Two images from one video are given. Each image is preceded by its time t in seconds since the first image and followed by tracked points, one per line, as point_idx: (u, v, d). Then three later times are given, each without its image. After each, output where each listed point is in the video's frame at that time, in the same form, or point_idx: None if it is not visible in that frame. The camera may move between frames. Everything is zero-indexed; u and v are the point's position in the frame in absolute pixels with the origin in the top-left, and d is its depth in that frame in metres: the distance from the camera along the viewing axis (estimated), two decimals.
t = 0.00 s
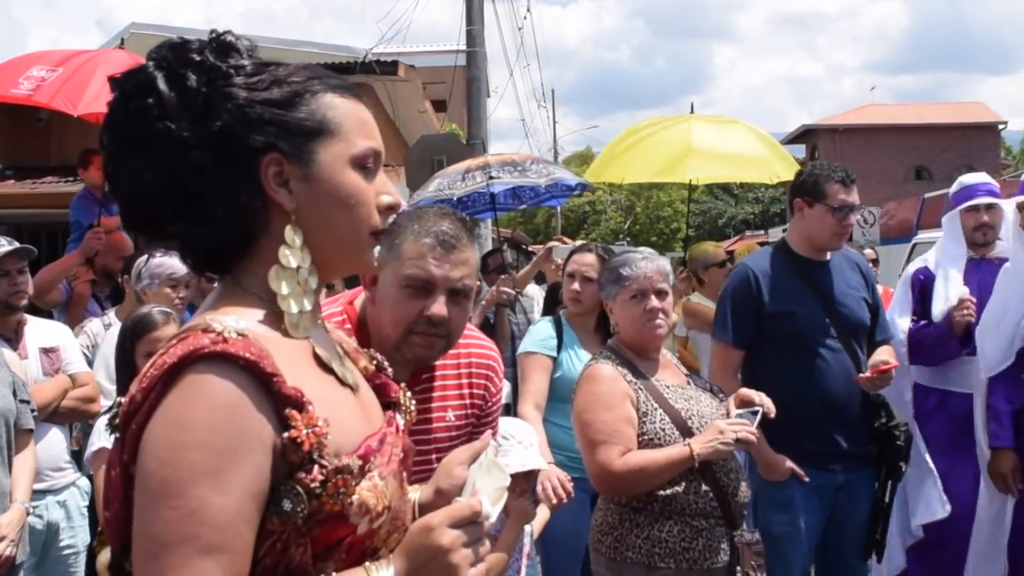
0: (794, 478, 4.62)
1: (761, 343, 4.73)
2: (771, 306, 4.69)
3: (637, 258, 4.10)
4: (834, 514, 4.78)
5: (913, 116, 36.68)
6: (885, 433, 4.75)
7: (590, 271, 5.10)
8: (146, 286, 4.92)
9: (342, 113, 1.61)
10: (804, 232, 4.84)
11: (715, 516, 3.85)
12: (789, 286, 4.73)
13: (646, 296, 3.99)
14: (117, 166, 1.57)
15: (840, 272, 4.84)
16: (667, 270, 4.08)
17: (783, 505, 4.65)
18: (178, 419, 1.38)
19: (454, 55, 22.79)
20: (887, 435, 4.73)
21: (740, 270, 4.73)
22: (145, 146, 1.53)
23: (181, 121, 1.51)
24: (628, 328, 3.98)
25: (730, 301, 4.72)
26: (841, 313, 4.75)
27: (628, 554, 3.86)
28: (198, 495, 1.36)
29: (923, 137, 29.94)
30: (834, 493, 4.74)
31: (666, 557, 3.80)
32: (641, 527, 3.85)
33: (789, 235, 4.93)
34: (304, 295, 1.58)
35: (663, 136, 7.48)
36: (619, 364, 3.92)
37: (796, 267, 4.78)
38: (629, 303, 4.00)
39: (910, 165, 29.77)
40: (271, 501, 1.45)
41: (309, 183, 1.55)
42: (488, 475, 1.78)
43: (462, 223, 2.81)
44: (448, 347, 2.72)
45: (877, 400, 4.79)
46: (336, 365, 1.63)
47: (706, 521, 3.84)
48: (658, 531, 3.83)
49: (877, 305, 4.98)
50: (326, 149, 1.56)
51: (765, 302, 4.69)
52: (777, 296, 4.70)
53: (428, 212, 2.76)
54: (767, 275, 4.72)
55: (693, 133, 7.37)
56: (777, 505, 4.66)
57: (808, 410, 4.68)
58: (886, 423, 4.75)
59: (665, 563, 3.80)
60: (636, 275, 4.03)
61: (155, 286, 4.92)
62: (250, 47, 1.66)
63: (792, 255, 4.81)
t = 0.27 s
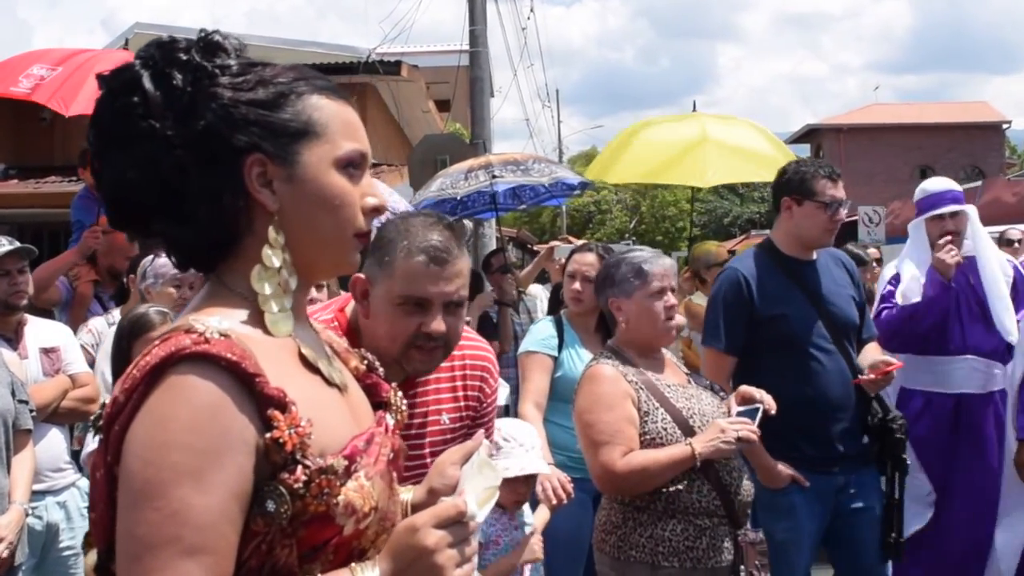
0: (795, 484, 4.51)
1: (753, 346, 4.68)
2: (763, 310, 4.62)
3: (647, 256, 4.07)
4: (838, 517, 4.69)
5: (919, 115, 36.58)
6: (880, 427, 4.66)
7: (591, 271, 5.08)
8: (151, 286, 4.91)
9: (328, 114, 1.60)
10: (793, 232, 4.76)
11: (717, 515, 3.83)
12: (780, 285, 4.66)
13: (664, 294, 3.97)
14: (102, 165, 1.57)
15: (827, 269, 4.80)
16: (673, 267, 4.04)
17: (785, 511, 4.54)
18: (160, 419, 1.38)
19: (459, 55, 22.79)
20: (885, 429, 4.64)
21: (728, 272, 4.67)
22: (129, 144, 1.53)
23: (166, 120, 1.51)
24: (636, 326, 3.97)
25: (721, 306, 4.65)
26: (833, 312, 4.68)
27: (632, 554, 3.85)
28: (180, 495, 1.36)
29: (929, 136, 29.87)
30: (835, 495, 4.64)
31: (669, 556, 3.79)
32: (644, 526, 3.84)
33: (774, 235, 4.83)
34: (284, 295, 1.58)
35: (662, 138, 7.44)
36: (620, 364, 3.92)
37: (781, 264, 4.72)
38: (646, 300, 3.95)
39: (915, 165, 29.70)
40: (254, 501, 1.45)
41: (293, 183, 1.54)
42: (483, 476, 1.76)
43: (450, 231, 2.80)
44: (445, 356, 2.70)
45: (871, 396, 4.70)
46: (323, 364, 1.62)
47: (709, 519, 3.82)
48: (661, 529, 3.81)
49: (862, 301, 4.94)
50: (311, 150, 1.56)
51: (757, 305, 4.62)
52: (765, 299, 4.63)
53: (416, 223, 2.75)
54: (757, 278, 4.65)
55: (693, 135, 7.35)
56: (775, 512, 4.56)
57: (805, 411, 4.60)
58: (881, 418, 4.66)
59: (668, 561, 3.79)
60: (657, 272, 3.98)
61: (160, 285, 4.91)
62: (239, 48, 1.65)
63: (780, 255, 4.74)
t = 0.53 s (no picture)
0: (804, 487, 4.42)
1: (764, 349, 4.55)
2: (776, 313, 4.50)
3: (658, 254, 4.05)
4: (846, 520, 4.63)
5: (926, 116, 36.44)
6: (891, 429, 4.62)
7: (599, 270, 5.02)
8: (160, 283, 4.87)
9: (329, 105, 1.56)
10: (809, 231, 4.62)
11: (725, 514, 3.78)
12: (792, 286, 4.55)
13: (675, 294, 3.96)
14: (98, 154, 1.54)
15: (836, 267, 4.71)
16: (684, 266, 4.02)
17: (795, 516, 4.45)
18: (151, 415, 1.35)
19: (464, 54, 22.73)
20: (896, 432, 4.61)
21: (739, 274, 4.53)
22: (125, 132, 1.49)
23: (162, 108, 1.48)
24: (645, 323, 3.94)
25: (732, 309, 4.51)
26: (845, 313, 4.59)
27: (639, 553, 3.81)
28: (171, 494, 1.33)
29: (936, 136, 29.75)
30: (845, 498, 4.58)
31: (677, 556, 3.75)
32: (651, 526, 3.80)
33: (787, 235, 4.69)
34: (282, 289, 1.55)
35: (666, 134, 7.38)
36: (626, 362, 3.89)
37: (792, 265, 4.60)
38: (658, 299, 3.93)
39: (922, 165, 29.58)
40: (248, 500, 1.41)
41: (291, 174, 1.50)
42: (487, 475, 1.73)
43: (429, 230, 2.76)
44: (421, 361, 2.66)
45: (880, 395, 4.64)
46: (321, 361, 1.58)
47: (716, 519, 3.77)
48: (667, 529, 3.77)
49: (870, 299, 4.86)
50: (310, 141, 1.52)
51: (768, 307, 4.50)
52: (777, 302, 4.51)
53: (394, 223, 2.70)
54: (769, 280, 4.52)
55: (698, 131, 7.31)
56: (787, 518, 4.46)
57: (819, 415, 4.49)
58: (891, 421, 4.62)
59: (675, 561, 3.75)
60: (671, 269, 3.97)
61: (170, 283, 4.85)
62: (240, 36, 1.61)
63: (790, 253, 4.61)
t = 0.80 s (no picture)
0: (829, 490, 4.23)
1: (793, 346, 4.31)
2: (807, 308, 4.27)
3: (675, 258, 3.97)
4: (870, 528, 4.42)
5: (939, 117, 36.23)
6: (919, 436, 4.41)
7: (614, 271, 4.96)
8: (169, 278, 4.81)
9: (332, 98, 1.50)
10: (847, 228, 4.40)
11: (733, 514, 3.72)
12: (823, 281, 4.33)
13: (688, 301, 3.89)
14: (91, 144, 1.48)
15: (869, 269, 4.51)
16: (701, 273, 3.94)
17: (817, 518, 4.27)
18: (139, 419, 1.29)
19: (475, 51, 22.64)
20: (925, 439, 4.40)
21: (769, 269, 4.30)
22: (119, 121, 1.43)
23: (159, 96, 1.42)
24: (654, 325, 3.88)
25: (761, 303, 4.28)
26: (876, 311, 4.37)
27: (644, 554, 3.75)
28: (160, 500, 1.27)
29: (948, 137, 29.58)
30: (870, 503, 4.36)
31: (683, 557, 3.68)
32: (658, 526, 3.73)
33: (821, 232, 4.46)
34: (278, 288, 1.49)
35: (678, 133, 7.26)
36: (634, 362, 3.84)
37: (825, 263, 4.37)
38: (670, 304, 3.87)
39: (934, 166, 29.41)
40: (241, 507, 1.36)
41: (290, 169, 1.44)
42: (489, 481, 1.67)
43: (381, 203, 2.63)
44: (375, 333, 2.61)
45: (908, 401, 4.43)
46: (319, 362, 1.53)
47: (725, 519, 3.71)
48: (675, 530, 3.71)
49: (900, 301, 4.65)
50: (312, 136, 1.46)
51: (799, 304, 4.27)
52: (809, 297, 4.28)
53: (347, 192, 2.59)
54: (800, 274, 4.30)
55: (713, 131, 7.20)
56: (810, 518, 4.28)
57: (847, 417, 4.27)
58: (920, 428, 4.41)
59: (682, 562, 3.68)
60: (687, 276, 3.90)
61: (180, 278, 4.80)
62: (243, 24, 1.56)
63: (821, 249, 4.40)
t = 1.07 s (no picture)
0: (866, 482, 4.17)
1: (835, 336, 4.23)
2: (849, 299, 4.19)
3: (701, 257, 3.90)
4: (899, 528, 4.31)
5: (965, 112, 35.86)
6: (960, 437, 4.27)
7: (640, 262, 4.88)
8: (188, 271, 4.81)
9: (343, 92, 1.47)
10: (892, 221, 4.33)
11: (753, 511, 3.67)
12: (869, 273, 4.24)
13: (710, 301, 3.84)
14: (95, 137, 1.45)
15: (916, 264, 4.39)
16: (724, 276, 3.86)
17: (852, 512, 4.19)
18: (145, 418, 1.27)
19: (495, 45, 22.59)
20: (964, 440, 4.25)
21: (813, 257, 4.24)
22: (125, 113, 1.41)
23: (165, 89, 1.39)
24: (675, 321, 3.84)
25: (804, 292, 4.21)
26: (920, 306, 4.29)
27: (664, 551, 3.72)
28: (167, 500, 1.25)
29: (973, 132, 29.29)
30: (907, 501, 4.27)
31: (702, 554, 3.64)
32: (677, 523, 3.70)
33: (867, 225, 4.40)
34: (288, 285, 1.46)
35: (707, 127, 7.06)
36: (654, 357, 3.81)
37: (871, 255, 4.29)
38: (691, 303, 3.82)
39: (958, 161, 29.13)
40: (249, 507, 1.34)
41: (299, 164, 1.42)
42: (502, 480, 1.63)
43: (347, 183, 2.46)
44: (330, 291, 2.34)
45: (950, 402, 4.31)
46: (328, 359, 1.50)
47: (745, 517, 3.66)
48: (693, 527, 3.67)
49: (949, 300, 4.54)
50: (321, 130, 1.43)
51: (842, 294, 4.19)
52: (852, 288, 4.20)
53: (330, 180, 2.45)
54: (845, 263, 4.22)
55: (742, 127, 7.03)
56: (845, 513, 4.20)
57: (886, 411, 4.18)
58: (963, 428, 4.26)
59: (700, 559, 3.65)
60: (710, 276, 3.83)
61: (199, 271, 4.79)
62: (251, 16, 1.52)
63: (868, 242, 4.32)
